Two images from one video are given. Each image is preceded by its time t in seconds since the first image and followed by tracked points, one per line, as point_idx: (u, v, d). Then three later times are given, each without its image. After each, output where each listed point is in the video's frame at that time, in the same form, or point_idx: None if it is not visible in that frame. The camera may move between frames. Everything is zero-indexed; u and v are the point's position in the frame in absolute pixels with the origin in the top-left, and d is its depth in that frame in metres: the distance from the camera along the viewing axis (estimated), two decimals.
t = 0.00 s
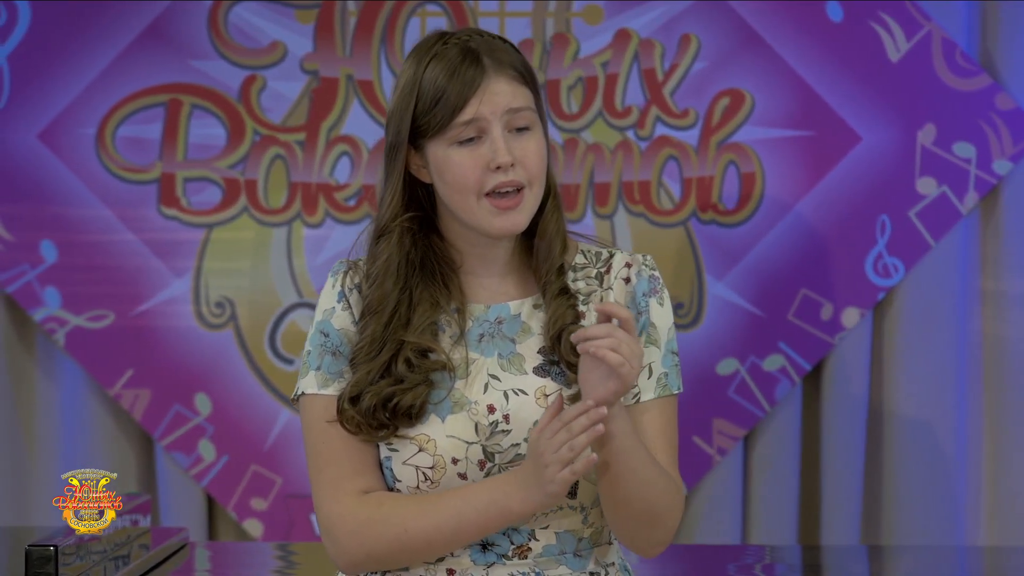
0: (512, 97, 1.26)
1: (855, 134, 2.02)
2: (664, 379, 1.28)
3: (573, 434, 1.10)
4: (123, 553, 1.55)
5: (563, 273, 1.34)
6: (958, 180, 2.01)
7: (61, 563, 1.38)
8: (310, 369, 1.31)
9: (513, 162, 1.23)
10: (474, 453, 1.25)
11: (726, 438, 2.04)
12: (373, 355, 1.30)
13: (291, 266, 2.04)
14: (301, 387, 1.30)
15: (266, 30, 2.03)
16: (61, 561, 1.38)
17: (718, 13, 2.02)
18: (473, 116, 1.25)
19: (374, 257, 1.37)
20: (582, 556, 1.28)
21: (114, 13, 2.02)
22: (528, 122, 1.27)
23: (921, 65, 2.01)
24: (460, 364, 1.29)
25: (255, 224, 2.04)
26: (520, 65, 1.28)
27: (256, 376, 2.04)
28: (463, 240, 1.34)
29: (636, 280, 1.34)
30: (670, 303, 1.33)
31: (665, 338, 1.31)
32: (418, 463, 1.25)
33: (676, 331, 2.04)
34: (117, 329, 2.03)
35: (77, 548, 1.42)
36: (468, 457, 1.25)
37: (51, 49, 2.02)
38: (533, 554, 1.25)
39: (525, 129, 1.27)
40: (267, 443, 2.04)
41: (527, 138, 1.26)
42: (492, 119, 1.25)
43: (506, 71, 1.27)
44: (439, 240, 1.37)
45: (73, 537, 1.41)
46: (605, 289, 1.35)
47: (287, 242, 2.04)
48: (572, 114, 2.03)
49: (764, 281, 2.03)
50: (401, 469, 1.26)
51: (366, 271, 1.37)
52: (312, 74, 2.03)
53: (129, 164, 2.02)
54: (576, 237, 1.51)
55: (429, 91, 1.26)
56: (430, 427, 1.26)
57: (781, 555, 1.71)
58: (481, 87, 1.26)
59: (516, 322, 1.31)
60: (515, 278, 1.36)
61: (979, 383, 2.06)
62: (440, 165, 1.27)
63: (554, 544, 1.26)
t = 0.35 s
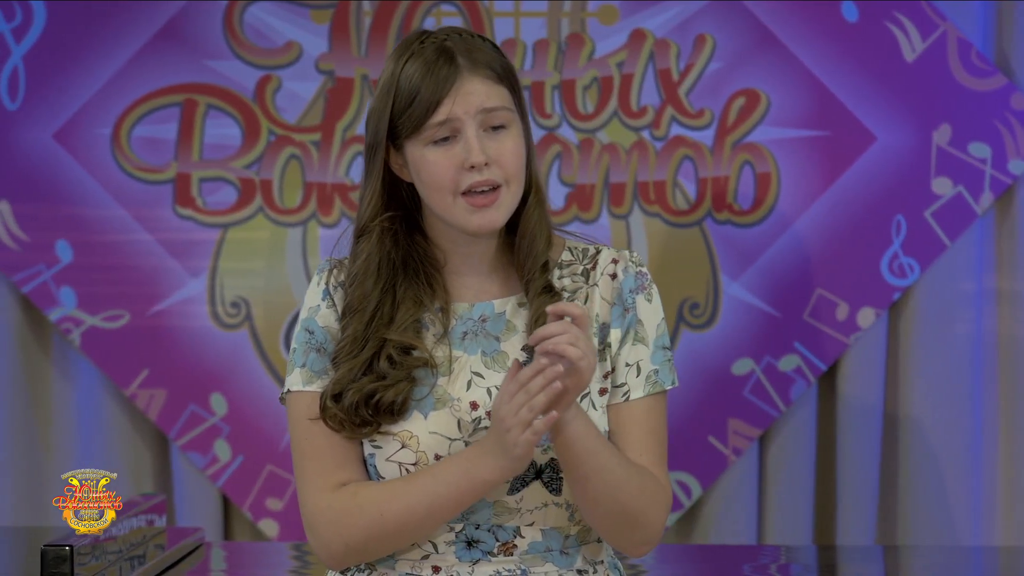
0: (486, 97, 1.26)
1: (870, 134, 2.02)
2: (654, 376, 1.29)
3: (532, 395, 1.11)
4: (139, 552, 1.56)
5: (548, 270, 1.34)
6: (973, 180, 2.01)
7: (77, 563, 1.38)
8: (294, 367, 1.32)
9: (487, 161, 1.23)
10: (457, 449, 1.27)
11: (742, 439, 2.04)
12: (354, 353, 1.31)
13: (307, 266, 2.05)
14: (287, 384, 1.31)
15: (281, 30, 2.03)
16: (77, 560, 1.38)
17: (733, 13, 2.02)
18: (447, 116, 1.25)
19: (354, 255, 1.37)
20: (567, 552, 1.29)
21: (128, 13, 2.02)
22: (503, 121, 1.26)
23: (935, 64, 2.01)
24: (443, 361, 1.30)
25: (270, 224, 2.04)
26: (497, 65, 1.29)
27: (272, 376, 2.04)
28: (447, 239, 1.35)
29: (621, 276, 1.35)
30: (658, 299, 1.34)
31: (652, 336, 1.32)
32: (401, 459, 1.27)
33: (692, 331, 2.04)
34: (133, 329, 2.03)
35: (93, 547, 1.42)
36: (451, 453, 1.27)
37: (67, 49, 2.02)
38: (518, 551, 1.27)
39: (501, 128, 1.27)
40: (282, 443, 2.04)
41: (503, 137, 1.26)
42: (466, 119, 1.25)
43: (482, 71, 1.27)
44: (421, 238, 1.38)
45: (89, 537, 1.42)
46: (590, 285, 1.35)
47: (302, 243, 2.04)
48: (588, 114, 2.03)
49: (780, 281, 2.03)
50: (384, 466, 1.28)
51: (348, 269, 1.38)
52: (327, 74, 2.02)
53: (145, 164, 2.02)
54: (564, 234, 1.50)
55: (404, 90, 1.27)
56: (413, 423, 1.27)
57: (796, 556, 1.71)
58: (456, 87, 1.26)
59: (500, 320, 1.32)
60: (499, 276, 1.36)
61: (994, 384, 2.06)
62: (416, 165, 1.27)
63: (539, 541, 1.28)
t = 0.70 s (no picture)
0: (458, 93, 1.24)
1: (893, 134, 2.01)
2: (648, 381, 1.27)
3: (474, 375, 1.09)
4: (161, 552, 1.56)
5: (535, 272, 1.32)
6: (995, 180, 2.00)
7: (100, 563, 1.39)
8: (281, 367, 1.32)
9: (458, 156, 1.21)
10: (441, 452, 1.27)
11: (763, 439, 2.04)
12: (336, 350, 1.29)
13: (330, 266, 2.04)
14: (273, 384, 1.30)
15: (303, 30, 2.02)
16: (99, 561, 1.39)
17: (756, 13, 2.02)
18: (419, 112, 1.24)
19: (337, 252, 1.37)
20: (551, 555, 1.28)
21: (151, 13, 2.02)
22: (478, 117, 1.25)
23: (958, 65, 2.01)
24: (424, 362, 1.30)
25: (292, 224, 2.04)
26: (475, 61, 1.27)
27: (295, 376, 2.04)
28: (430, 238, 1.33)
29: (612, 280, 1.33)
30: (650, 303, 1.32)
31: (644, 341, 1.31)
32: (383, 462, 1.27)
33: (714, 331, 2.04)
34: (155, 329, 2.03)
35: (115, 548, 1.43)
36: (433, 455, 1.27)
37: (89, 48, 2.02)
38: (500, 556, 1.27)
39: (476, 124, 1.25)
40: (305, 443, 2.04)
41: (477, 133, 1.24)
42: (438, 114, 1.24)
43: (459, 67, 1.26)
44: (404, 235, 1.36)
45: (112, 538, 1.43)
46: (579, 288, 1.33)
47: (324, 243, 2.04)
48: (610, 114, 2.03)
49: (803, 282, 2.03)
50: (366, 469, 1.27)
51: (332, 266, 1.37)
52: (349, 74, 2.02)
53: (167, 164, 2.02)
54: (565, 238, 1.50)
55: (381, 85, 1.26)
56: (393, 425, 1.27)
57: (818, 556, 1.71)
58: (430, 83, 1.25)
59: (485, 322, 1.32)
60: (485, 275, 1.35)
61: (1016, 384, 2.06)
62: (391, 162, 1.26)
63: (522, 546, 1.27)
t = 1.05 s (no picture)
0: (445, 107, 1.20)
1: (913, 134, 2.01)
2: (656, 387, 1.26)
3: (414, 374, 1.04)
4: (181, 552, 1.56)
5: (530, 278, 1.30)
6: (1016, 180, 2.00)
7: (120, 563, 1.37)
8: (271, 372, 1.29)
9: (434, 173, 1.18)
10: (430, 454, 1.23)
11: (784, 439, 2.04)
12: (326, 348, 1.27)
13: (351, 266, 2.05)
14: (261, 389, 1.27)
15: (323, 30, 2.02)
16: (120, 560, 1.38)
17: (777, 13, 2.02)
18: (401, 122, 1.21)
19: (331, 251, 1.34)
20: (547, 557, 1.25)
21: (171, 13, 2.02)
22: (460, 133, 1.21)
23: (978, 65, 2.00)
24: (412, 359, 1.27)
25: (312, 224, 2.03)
26: (472, 74, 1.23)
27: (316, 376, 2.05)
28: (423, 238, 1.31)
29: (612, 284, 1.31)
30: (652, 308, 1.30)
31: (650, 347, 1.28)
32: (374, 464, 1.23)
33: (734, 331, 2.04)
34: (175, 329, 2.03)
35: (135, 547, 1.42)
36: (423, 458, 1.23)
37: (110, 48, 2.02)
38: (495, 557, 1.24)
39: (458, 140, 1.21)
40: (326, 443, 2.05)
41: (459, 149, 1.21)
42: (420, 127, 1.20)
43: (450, 79, 1.22)
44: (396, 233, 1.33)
45: (132, 537, 1.42)
46: (577, 291, 1.31)
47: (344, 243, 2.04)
48: (630, 115, 2.03)
49: (824, 281, 2.02)
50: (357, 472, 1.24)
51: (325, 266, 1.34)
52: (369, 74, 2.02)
53: (187, 164, 2.02)
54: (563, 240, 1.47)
55: (372, 90, 1.23)
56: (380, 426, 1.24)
57: (839, 556, 1.71)
58: (415, 94, 1.21)
59: (478, 321, 1.29)
60: (477, 275, 1.32)
61: None
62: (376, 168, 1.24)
63: (516, 547, 1.24)
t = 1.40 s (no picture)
0: (448, 123, 1.17)
1: (930, 134, 2.01)
2: (655, 395, 1.23)
3: (368, 407, 1.03)
4: (197, 553, 1.56)
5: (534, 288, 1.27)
6: None
7: (137, 563, 1.37)
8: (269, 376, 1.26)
9: (433, 189, 1.15)
10: (426, 460, 1.20)
11: (801, 439, 2.04)
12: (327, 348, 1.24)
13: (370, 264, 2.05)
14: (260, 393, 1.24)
15: (341, 29, 2.02)
16: (136, 560, 1.37)
17: (794, 13, 2.02)
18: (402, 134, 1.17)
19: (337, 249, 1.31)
20: (546, 562, 1.22)
21: (189, 13, 2.02)
22: (461, 149, 1.18)
23: (996, 65, 2.00)
24: (409, 365, 1.23)
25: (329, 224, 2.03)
26: (477, 89, 1.19)
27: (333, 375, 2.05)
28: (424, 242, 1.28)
29: (614, 290, 1.27)
30: (653, 315, 1.27)
31: (649, 354, 1.25)
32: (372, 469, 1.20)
33: (752, 331, 2.04)
34: (192, 329, 2.03)
35: (152, 547, 1.42)
36: (420, 463, 1.20)
37: (127, 48, 2.02)
38: (494, 561, 1.21)
39: (459, 156, 1.18)
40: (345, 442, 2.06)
41: (459, 165, 1.17)
42: (420, 141, 1.17)
43: (455, 92, 1.18)
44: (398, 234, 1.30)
45: (148, 537, 1.41)
46: (578, 297, 1.27)
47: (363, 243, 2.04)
48: (647, 115, 2.03)
49: (841, 281, 2.02)
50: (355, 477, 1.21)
51: (330, 267, 1.31)
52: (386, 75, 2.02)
53: (205, 164, 2.02)
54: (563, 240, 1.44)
55: (377, 98, 1.20)
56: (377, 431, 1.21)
57: (856, 556, 1.68)
58: (419, 106, 1.18)
59: (477, 326, 1.26)
60: (478, 280, 1.29)
61: None
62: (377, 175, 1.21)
63: (515, 551, 1.21)
